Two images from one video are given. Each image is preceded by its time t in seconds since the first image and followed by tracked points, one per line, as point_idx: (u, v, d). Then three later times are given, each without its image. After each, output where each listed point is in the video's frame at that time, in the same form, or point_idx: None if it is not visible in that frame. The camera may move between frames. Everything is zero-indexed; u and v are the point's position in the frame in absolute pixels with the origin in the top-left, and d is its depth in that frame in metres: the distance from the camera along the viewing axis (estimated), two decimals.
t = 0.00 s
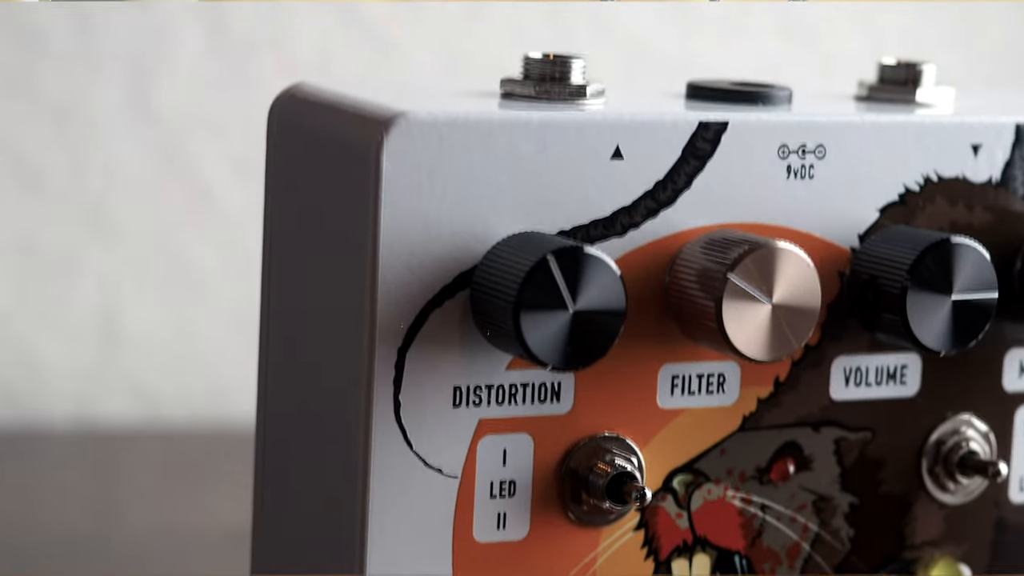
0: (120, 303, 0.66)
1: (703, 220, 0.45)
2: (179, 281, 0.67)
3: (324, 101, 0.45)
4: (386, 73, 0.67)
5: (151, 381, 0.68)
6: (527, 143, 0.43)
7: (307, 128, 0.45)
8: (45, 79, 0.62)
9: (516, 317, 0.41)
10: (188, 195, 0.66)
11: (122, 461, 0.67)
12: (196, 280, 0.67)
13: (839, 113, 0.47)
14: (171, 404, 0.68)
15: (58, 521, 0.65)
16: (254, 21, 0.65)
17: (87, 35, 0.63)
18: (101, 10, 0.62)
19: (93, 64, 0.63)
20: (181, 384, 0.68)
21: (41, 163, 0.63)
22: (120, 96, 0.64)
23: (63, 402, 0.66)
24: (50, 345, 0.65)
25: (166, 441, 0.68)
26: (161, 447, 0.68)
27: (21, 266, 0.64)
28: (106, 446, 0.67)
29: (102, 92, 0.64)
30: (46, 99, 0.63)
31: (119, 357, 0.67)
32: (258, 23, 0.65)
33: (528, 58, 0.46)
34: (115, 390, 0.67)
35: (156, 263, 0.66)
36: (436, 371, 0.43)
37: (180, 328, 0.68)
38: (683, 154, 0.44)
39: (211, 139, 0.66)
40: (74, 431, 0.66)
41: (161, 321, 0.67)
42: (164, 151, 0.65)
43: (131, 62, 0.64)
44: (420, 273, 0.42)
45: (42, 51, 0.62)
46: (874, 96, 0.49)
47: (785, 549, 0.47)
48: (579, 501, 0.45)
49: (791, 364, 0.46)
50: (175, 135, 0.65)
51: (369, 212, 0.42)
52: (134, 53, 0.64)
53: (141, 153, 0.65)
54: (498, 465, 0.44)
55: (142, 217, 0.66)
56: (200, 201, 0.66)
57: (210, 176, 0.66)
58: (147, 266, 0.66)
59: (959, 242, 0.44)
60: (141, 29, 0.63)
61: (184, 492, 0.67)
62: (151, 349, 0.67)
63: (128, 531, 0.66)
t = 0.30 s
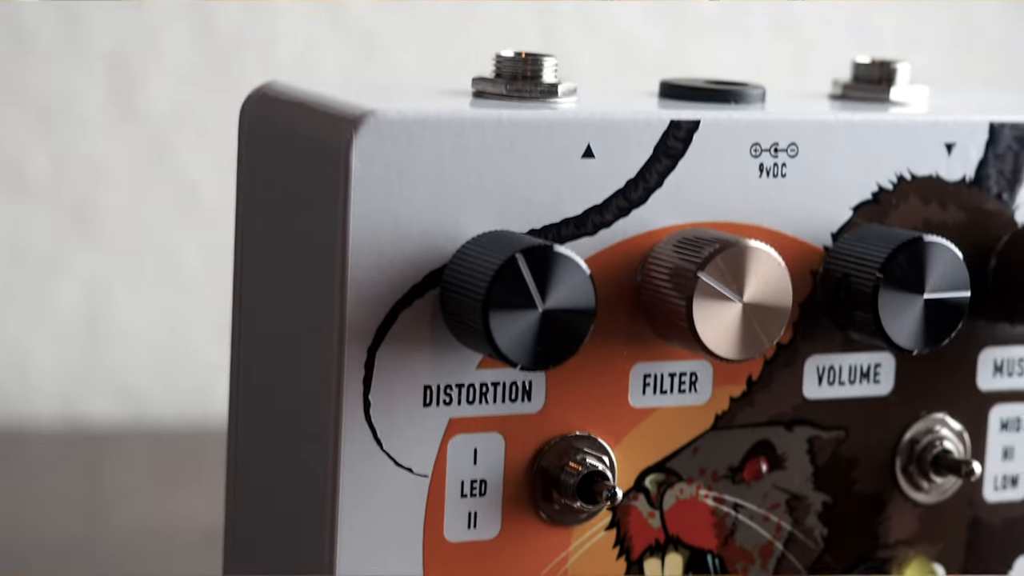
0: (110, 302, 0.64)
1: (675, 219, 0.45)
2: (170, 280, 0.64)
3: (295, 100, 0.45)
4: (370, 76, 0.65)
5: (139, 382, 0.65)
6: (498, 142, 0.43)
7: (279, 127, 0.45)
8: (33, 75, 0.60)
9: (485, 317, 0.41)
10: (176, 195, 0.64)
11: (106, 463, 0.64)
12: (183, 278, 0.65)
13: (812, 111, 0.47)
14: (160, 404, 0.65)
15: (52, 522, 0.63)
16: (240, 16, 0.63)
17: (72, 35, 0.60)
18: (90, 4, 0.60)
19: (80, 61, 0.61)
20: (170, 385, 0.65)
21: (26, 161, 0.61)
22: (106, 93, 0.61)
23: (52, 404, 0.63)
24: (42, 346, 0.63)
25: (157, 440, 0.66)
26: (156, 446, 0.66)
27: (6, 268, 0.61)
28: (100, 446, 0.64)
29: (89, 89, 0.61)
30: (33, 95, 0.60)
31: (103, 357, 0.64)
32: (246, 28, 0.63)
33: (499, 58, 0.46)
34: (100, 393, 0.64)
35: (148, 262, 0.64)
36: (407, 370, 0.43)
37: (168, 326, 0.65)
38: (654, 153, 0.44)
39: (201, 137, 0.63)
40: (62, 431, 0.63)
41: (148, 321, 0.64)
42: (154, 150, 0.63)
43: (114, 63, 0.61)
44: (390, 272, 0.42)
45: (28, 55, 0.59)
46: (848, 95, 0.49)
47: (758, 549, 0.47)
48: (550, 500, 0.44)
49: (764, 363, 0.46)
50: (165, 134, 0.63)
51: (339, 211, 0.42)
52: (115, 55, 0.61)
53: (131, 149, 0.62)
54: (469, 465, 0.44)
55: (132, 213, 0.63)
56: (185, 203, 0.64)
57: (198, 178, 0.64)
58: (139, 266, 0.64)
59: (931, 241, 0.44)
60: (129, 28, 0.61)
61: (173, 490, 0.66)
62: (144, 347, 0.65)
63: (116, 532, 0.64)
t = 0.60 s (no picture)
0: (94, 303, 0.63)
1: (645, 218, 0.45)
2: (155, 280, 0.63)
3: (266, 99, 0.45)
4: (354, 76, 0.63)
5: (124, 381, 0.64)
6: (467, 142, 0.43)
7: (250, 126, 0.44)
8: (16, 77, 0.59)
9: (452, 316, 0.41)
10: (159, 195, 0.63)
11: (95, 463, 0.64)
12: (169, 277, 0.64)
13: (785, 111, 0.47)
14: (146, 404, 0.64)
15: (36, 523, 0.63)
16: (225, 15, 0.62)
17: (53, 35, 0.60)
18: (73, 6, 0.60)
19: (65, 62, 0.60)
20: (157, 385, 0.65)
21: (8, 163, 0.60)
22: (89, 94, 0.61)
23: (36, 406, 0.63)
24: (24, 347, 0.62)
25: (145, 439, 0.65)
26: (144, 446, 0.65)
27: None
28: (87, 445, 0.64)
29: (72, 89, 0.60)
30: (17, 97, 0.59)
31: (87, 357, 0.63)
32: (231, 29, 0.62)
33: (470, 57, 0.46)
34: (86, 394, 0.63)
35: (132, 263, 0.63)
36: (375, 370, 0.43)
37: (152, 326, 0.64)
38: (624, 152, 0.44)
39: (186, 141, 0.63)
40: (47, 429, 0.63)
41: (129, 321, 0.64)
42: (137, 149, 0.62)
43: (98, 63, 0.60)
44: (359, 272, 0.42)
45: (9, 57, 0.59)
46: (821, 94, 0.49)
47: (730, 549, 0.47)
48: (520, 501, 0.44)
49: (735, 363, 0.46)
50: (149, 133, 0.62)
51: (308, 210, 0.41)
52: (99, 56, 0.60)
53: (112, 153, 0.62)
54: (438, 465, 0.44)
55: (116, 214, 0.62)
56: (165, 200, 0.63)
57: (181, 179, 0.63)
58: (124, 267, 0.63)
59: (902, 240, 0.44)
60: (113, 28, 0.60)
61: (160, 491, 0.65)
62: (128, 347, 0.64)
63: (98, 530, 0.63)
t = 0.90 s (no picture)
0: (81, 302, 0.63)
1: (615, 217, 0.45)
2: (139, 277, 0.63)
3: (235, 98, 0.45)
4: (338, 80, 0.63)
5: (108, 380, 0.64)
6: (435, 140, 0.43)
7: (219, 125, 0.44)
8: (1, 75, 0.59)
9: (418, 316, 0.41)
10: (143, 193, 0.62)
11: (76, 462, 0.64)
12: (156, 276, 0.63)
13: (755, 110, 0.46)
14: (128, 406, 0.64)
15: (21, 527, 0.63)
16: (209, 13, 0.61)
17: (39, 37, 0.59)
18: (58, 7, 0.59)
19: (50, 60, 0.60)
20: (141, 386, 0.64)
21: None
22: (74, 93, 0.60)
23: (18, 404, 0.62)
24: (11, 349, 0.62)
25: (131, 439, 0.65)
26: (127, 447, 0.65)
27: None
28: (74, 446, 0.64)
29: (59, 91, 0.60)
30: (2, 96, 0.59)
31: (73, 358, 0.63)
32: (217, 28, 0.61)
33: (438, 55, 0.46)
34: (71, 394, 0.63)
35: (116, 260, 0.63)
36: (342, 370, 0.42)
37: (134, 321, 0.64)
38: (594, 151, 0.44)
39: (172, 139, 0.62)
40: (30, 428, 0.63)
41: (118, 323, 0.63)
42: (123, 147, 0.62)
43: (85, 65, 0.60)
44: (325, 271, 0.42)
45: (1, 56, 0.59)
46: (792, 93, 0.49)
47: (700, 549, 0.47)
48: (489, 500, 0.44)
49: (706, 362, 0.46)
50: (135, 134, 0.62)
51: (274, 210, 0.41)
52: (86, 55, 0.60)
53: (100, 149, 0.61)
54: (407, 464, 0.43)
55: (102, 214, 0.62)
56: (153, 204, 0.62)
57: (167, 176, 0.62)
58: (106, 267, 0.63)
59: (872, 239, 0.44)
60: (97, 29, 0.60)
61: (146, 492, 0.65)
62: (117, 352, 0.64)
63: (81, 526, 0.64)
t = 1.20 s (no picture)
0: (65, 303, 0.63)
1: (584, 217, 0.45)
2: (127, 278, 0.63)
3: (202, 97, 0.45)
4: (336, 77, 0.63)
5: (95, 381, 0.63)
6: (402, 139, 0.42)
7: (186, 124, 0.44)
8: None
9: (383, 315, 0.41)
10: (130, 192, 0.62)
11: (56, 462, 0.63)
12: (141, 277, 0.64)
13: (726, 108, 0.46)
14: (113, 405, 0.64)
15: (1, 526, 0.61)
16: (194, 14, 0.61)
17: (24, 35, 0.59)
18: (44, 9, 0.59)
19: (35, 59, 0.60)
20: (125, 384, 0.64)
21: None
22: (59, 92, 0.60)
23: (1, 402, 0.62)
24: None
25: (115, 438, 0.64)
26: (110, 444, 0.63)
27: None
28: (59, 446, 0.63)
29: (44, 87, 0.60)
30: None
31: (57, 356, 0.63)
32: (203, 31, 0.62)
33: (407, 54, 0.45)
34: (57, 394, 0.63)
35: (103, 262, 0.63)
36: (309, 370, 0.42)
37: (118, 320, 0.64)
38: (562, 150, 0.44)
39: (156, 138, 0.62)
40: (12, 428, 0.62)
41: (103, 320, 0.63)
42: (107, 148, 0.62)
43: (69, 62, 0.60)
44: (291, 271, 0.42)
45: None
46: (764, 91, 0.49)
47: (671, 549, 0.46)
48: (457, 500, 0.44)
49: (676, 362, 0.46)
50: (121, 131, 0.62)
51: (240, 208, 0.41)
52: (71, 54, 0.60)
53: (85, 149, 0.61)
54: (374, 464, 0.43)
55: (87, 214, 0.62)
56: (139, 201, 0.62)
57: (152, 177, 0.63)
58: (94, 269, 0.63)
59: (841, 239, 0.44)
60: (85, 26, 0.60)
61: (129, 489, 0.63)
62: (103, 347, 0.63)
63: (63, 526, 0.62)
